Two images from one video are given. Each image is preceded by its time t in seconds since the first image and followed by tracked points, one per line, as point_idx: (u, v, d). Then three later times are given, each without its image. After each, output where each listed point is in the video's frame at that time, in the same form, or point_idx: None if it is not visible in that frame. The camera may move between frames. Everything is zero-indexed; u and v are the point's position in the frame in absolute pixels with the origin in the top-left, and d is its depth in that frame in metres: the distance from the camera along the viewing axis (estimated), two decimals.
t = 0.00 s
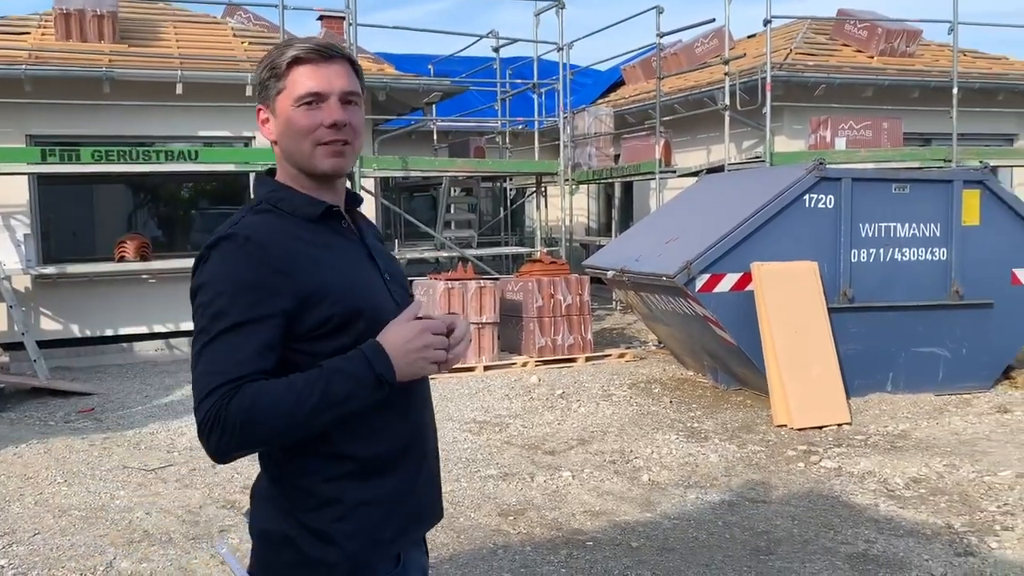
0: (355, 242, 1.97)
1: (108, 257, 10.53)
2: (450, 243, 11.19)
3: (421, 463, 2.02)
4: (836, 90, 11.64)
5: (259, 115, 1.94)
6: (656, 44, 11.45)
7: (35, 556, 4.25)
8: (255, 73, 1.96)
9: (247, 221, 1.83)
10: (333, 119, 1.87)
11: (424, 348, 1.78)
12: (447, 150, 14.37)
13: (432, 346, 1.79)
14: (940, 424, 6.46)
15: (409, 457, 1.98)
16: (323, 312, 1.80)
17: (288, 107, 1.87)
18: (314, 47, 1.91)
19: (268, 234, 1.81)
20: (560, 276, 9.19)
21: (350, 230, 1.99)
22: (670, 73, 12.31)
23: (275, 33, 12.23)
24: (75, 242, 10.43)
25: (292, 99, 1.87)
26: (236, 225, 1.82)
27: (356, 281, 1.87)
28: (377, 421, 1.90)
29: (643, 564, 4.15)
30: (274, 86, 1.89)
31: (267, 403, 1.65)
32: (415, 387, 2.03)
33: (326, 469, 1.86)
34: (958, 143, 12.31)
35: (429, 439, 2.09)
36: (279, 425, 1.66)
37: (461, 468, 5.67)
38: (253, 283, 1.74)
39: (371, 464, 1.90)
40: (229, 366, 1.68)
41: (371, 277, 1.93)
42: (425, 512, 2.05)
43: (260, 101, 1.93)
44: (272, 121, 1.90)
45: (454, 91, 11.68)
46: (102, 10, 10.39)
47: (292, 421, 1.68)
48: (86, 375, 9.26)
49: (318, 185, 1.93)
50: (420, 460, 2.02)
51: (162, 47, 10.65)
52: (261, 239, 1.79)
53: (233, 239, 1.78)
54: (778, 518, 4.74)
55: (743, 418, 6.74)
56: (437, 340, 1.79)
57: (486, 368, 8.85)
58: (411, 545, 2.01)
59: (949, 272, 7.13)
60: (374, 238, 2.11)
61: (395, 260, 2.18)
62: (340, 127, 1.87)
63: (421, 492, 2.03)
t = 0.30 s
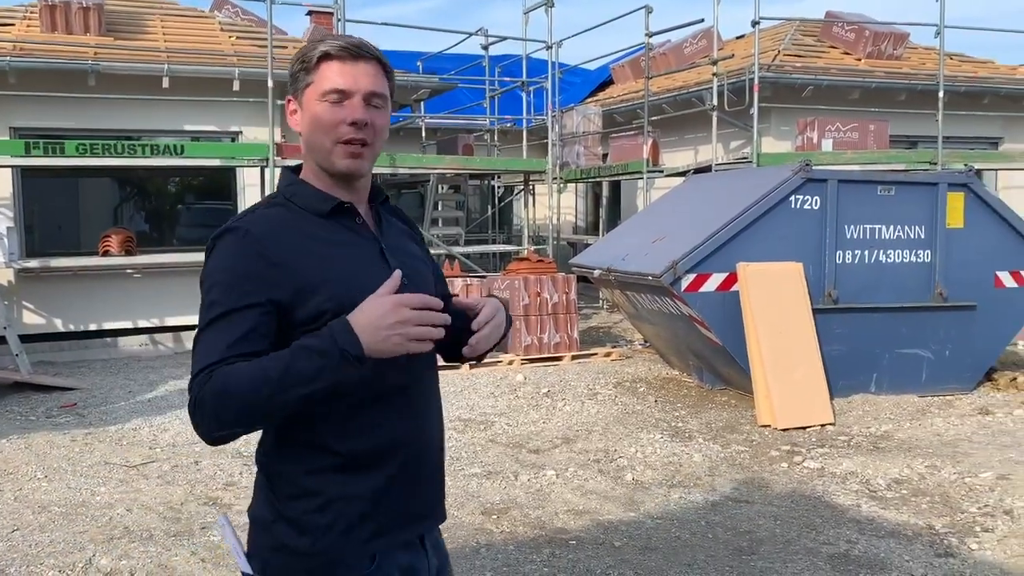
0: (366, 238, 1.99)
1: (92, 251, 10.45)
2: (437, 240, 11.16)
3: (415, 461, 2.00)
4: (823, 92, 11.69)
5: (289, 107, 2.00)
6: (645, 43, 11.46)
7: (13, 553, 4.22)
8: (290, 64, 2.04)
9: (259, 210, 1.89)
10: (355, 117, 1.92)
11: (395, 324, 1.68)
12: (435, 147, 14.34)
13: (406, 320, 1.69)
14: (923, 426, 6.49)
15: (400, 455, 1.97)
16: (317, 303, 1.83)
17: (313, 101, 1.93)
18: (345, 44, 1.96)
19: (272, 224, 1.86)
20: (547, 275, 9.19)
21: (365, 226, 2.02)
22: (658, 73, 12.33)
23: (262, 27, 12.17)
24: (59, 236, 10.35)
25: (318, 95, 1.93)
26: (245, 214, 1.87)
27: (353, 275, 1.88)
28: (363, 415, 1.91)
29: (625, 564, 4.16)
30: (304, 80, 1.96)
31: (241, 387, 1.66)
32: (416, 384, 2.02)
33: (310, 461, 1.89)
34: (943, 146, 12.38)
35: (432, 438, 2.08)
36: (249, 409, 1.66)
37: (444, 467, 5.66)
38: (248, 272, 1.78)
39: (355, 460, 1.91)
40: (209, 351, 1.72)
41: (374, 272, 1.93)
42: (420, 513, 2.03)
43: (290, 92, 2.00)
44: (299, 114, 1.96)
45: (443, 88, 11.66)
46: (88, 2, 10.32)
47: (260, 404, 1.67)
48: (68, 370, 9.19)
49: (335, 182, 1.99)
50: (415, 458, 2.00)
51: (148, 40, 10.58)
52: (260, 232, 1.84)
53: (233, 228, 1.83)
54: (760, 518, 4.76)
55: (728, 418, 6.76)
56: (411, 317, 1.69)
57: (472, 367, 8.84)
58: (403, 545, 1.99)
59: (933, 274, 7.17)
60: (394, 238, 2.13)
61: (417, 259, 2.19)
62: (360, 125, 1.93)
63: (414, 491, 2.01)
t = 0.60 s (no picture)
0: (372, 242, 2.15)
1: (80, 251, 10.40)
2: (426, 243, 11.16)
3: (398, 463, 2.13)
4: (812, 99, 11.75)
5: (344, 111, 2.22)
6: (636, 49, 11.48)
7: None
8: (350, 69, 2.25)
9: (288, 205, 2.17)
10: (402, 141, 2.14)
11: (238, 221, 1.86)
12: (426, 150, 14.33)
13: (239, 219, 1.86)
14: (908, 432, 6.53)
15: (382, 456, 2.10)
16: (302, 295, 2.06)
17: (366, 114, 2.16)
18: (407, 68, 2.17)
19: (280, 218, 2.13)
20: (536, 278, 9.18)
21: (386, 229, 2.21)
22: (649, 78, 12.37)
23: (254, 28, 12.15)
24: (47, 235, 10.30)
25: (373, 110, 2.15)
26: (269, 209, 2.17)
27: (336, 272, 2.08)
28: (344, 409, 2.07)
29: (610, 568, 4.17)
30: (362, 92, 2.18)
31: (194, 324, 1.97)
32: (412, 392, 2.11)
33: (297, 442, 2.12)
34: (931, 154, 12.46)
35: (428, 444, 2.17)
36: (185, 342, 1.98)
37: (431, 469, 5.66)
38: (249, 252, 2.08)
39: (333, 452, 2.09)
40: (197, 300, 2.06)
41: (361, 271, 2.10)
42: (401, 514, 2.16)
43: (346, 98, 2.21)
44: (350, 122, 2.18)
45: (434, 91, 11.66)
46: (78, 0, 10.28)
47: (194, 334, 1.97)
48: (54, 370, 9.14)
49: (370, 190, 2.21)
50: (399, 462, 2.13)
51: (138, 39, 10.55)
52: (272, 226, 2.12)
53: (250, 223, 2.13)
54: (746, 522, 4.78)
55: (715, 423, 6.78)
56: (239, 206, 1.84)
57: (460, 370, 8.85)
58: (382, 542, 2.14)
59: (920, 281, 7.21)
60: (421, 240, 2.24)
61: (446, 267, 2.27)
62: (405, 147, 2.15)
63: (398, 492, 2.14)
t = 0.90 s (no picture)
0: (398, 247, 2.30)
1: (64, 251, 10.33)
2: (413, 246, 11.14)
3: (416, 453, 2.27)
4: (798, 106, 11.83)
5: (385, 135, 2.39)
6: (624, 54, 11.52)
7: None
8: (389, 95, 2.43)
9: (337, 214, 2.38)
10: (435, 157, 2.29)
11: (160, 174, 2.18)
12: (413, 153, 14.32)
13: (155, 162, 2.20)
14: (890, 437, 6.58)
15: (400, 444, 2.25)
16: (341, 292, 2.29)
17: (402, 134, 2.32)
18: (436, 88, 2.32)
19: (325, 226, 2.36)
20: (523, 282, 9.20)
21: (421, 236, 2.34)
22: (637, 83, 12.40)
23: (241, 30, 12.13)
24: (31, 235, 10.22)
25: (408, 130, 2.31)
26: (325, 216, 2.41)
27: (364, 275, 2.27)
28: (366, 397, 2.26)
29: (594, 571, 4.17)
30: (397, 114, 2.34)
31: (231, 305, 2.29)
32: (429, 384, 2.26)
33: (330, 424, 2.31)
34: (916, 161, 12.55)
35: (447, 436, 2.29)
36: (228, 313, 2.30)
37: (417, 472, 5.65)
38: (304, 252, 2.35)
39: (357, 435, 2.26)
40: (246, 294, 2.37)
41: (384, 275, 2.27)
42: (419, 499, 2.29)
43: (386, 121, 2.39)
44: (390, 143, 2.35)
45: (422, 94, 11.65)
46: None
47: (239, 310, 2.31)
48: (37, 371, 9.07)
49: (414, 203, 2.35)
50: (416, 450, 2.27)
51: (125, 39, 10.50)
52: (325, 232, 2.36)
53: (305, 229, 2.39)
54: (730, 526, 4.79)
55: (700, 427, 6.80)
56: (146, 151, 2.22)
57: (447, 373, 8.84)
58: (399, 523, 2.28)
59: (904, 287, 7.26)
60: (454, 246, 2.34)
61: (478, 274, 2.34)
62: (438, 162, 2.30)
63: (416, 478, 2.28)
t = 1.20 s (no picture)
0: (415, 243, 2.31)
1: (49, 252, 10.26)
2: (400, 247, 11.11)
3: (433, 437, 2.28)
4: (784, 109, 11.90)
5: (408, 138, 2.45)
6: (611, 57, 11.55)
7: None
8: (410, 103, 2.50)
9: (360, 212, 2.39)
10: (457, 152, 2.34)
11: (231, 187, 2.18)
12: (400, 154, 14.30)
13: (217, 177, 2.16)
14: (875, 438, 6.62)
15: (419, 428, 2.27)
16: (362, 286, 2.29)
17: (425, 134, 2.38)
18: (454, 89, 2.39)
19: (349, 226, 2.35)
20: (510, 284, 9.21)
21: (444, 235, 2.35)
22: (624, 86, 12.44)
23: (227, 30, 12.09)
24: (15, 236, 10.16)
25: (431, 130, 2.37)
26: (347, 215, 2.40)
27: (388, 274, 2.28)
28: (386, 387, 2.27)
29: (581, 573, 4.18)
30: (419, 116, 2.40)
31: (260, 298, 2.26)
32: (447, 377, 2.28)
33: (348, 407, 2.32)
34: (900, 165, 12.64)
35: (461, 426, 2.32)
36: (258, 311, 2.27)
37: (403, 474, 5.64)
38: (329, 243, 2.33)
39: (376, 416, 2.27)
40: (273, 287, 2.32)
41: (408, 273, 2.28)
42: (432, 484, 2.29)
43: (409, 125, 2.46)
44: (415, 144, 2.41)
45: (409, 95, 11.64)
46: None
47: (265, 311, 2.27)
48: (20, 373, 9.00)
49: (437, 202, 2.39)
50: (433, 436, 2.28)
51: (111, 40, 10.45)
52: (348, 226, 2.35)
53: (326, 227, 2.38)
54: (716, 528, 4.81)
55: (686, 429, 6.82)
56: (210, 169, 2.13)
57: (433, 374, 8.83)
58: (413, 505, 2.28)
59: (889, 290, 7.30)
60: (475, 247, 2.36)
61: (496, 275, 2.38)
62: (460, 158, 2.35)
63: (430, 462, 2.28)
